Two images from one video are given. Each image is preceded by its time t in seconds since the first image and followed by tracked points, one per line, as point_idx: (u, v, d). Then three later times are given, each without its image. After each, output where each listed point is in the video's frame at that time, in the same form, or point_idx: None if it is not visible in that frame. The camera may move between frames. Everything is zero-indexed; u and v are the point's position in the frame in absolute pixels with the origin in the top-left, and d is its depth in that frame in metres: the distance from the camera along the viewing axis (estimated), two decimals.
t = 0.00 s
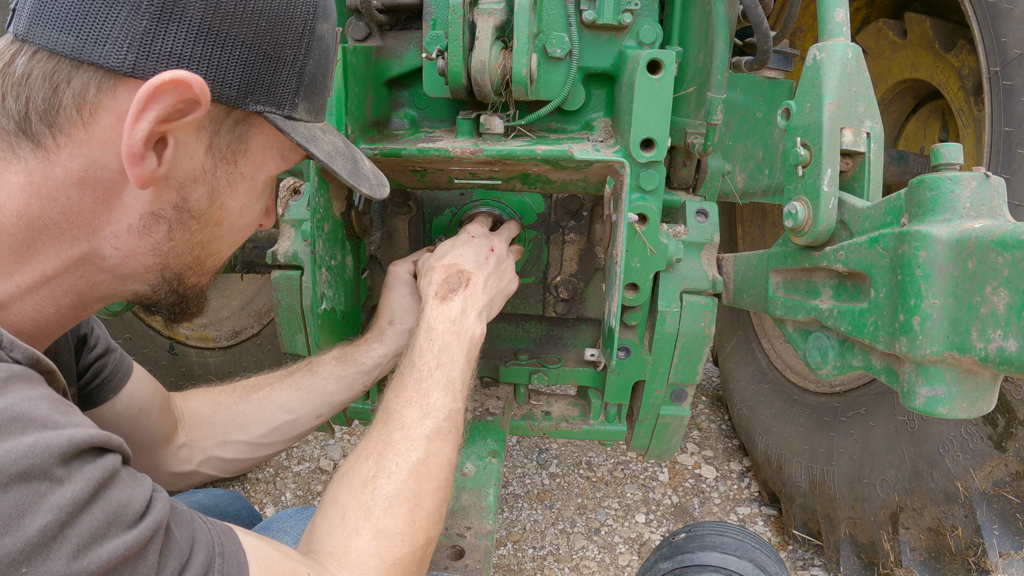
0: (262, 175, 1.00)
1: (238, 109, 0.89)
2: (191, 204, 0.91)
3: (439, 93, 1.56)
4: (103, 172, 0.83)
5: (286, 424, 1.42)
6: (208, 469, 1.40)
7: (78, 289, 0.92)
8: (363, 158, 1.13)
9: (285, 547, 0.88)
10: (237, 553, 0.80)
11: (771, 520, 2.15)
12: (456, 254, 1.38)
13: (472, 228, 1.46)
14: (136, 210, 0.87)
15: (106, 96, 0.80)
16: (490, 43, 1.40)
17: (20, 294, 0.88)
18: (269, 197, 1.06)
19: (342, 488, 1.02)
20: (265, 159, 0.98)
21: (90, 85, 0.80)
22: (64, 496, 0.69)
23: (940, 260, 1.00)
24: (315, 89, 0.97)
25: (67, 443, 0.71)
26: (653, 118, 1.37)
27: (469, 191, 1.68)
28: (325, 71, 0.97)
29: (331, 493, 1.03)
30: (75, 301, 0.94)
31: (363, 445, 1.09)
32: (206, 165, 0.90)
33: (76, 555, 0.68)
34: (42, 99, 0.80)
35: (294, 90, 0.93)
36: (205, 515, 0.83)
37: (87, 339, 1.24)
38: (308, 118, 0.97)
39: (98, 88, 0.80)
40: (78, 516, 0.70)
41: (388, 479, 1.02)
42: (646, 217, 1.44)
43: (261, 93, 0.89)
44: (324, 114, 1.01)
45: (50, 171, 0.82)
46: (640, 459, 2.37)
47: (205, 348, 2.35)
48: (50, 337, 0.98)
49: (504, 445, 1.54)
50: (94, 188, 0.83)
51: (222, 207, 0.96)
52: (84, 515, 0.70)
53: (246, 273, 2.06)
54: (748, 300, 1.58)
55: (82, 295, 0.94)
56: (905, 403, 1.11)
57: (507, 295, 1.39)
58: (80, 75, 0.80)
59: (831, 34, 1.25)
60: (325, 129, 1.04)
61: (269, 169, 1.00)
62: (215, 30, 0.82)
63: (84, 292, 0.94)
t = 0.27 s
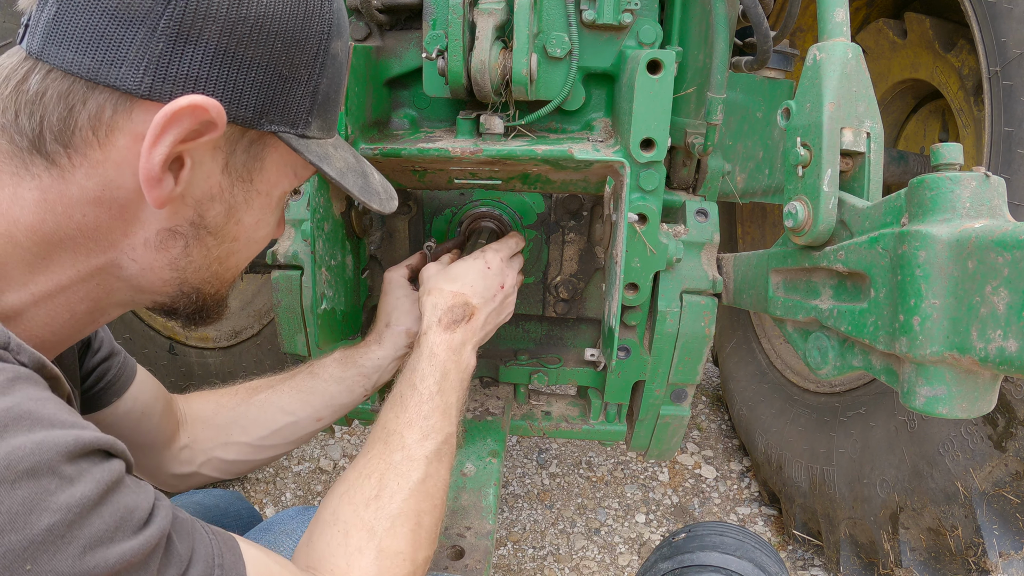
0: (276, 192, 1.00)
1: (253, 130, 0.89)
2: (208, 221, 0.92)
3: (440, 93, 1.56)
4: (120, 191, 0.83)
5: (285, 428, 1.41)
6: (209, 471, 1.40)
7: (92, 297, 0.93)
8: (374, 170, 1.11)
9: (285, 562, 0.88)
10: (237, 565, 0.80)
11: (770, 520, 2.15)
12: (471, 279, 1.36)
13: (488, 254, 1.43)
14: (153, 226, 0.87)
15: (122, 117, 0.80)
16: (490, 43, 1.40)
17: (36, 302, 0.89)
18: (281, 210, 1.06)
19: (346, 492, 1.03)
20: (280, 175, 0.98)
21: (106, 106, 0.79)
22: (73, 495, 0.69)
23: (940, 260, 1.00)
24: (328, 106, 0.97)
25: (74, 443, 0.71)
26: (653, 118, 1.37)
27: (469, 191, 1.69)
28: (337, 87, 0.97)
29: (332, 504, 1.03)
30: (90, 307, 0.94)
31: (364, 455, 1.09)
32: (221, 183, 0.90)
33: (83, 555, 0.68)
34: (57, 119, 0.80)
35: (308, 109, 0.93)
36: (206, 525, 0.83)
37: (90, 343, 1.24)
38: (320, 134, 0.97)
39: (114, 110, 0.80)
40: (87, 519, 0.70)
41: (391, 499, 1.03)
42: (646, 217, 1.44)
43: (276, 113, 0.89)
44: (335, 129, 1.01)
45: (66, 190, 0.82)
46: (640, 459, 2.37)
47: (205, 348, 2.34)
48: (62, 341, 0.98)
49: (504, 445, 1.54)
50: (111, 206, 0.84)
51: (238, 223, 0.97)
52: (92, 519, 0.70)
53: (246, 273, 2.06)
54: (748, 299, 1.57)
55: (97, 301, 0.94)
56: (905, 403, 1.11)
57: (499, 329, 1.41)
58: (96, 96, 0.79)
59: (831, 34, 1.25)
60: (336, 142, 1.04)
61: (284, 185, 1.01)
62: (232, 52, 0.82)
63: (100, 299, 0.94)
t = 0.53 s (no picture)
0: (259, 207, 1.01)
1: (239, 150, 0.89)
2: (192, 232, 0.93)
3: (440, 93, 1.56)
4: (107, 201, 0.84)
5: (270, 433, 1.40)
6: (201, 490, 1.37)
7: (66, 286, 0.93)
8: (353, 186, 1.13)
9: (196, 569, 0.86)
10: (128, 552, 0.79)
11: (771, 520, 2.15)
12: (460, 320, 1.28)
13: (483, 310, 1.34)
14: (136, 233, 0.89)
15: (116, 134, 0.81)
16: (491, 43, 1.41)
17: (10, 288, 0.90)
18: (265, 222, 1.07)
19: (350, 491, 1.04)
20: (265, 192, 0.99)
21: (101, 123, 0.81)
22: None
23: (940, 260, 1.00)
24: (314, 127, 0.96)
25: None
26: (653, 118, 1.37)
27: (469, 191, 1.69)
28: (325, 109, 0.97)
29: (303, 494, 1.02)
30: (60, 296, 0.94)
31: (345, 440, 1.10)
32: (207, 199, 0.91)
33: None
34: (53, 130, 0.81)
35: (295, 131, 0.93)
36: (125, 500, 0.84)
37: (88, 352, 1.27)
38: (304, 155, 0.97)
39: (107, 126, 0.81)
40: None
41: (345, 509, 0.99)
42: (647, 217, 1.44)
43: (262, 135, 0.89)
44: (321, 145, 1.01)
45: (57, 198, 0.83)
46: (640, 459, 2.37)
47: (205, 348, 2.34)
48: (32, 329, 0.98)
49: (504, 445, 1.54)
50: (99, 214, 0.85)
51: (220, 235, 0.98)
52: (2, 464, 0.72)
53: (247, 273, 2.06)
54: (749, 300, 1.58)
55: (69, 294, 0.94)
56: (905, 403, 1.11)
57: (481, 393, 1.29)
58: (91, 113, 0.81)
59: (831, 34, 1.25)
60: (320, 163, 1.05)
61: (266, 201, 1.01)
62: (222, 77, 0.83)
63: (71, 292, 0.94)
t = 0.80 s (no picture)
0: (220, 166, 0.99)
1: (193, 98, 0.88)
2: (149, 188, 0.92)
3: (440, 94, 1.56)
4: (64, 153, 0.84)
5: (264, 428, 1.39)
6: (197, 484, 1.37)
7: (36, 260, 0.94)
8: (321, 151, 1.08)
9: None
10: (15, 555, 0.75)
11: (771, 520, 2.15)
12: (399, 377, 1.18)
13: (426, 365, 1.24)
14: (94, 190, 0.89)
15: (69, 82, 0.81)
16: (491, 44, 1.41)
17: None
18: (230, 187, 1.06)
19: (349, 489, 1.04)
20: (224, 149, 0.98)
21: (55, 71, 0.81)
22: None
23: (940, 260, 1.00)
24: (271, 83, 0.94)
25: None
26: (654, 118, 1.37)
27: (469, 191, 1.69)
28: (282, 65, 0.95)
29: (288, 506, 1.02)
30: (31, 271, 0.95)
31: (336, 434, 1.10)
32: (162, 151, 0.90)
33: None
34: (11, 84, 0.81)
35: (249, 83, 0.91)
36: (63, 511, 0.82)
37: (86, 348, 1.26)
38: (264, 110, 0.95)
39: (61, 74, 0.81)
40: None
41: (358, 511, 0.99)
42: (647, 218, 1.45)
43: (215, 83, 0.88)
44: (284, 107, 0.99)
45: (15, 152, 0.83)
46: (640, 459, 2.37)
47: (205, 348, 2.34)
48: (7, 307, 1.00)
49: (504, 445, 1.54)
50: (55, 167, 0.85)
51: (180, 193, 0.96)
52: None
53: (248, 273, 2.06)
54: (749, 300, 1.58)
55: (38, 267, 0.95)
56: (906, 403, 1.11)
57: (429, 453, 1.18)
58: (46, 61, 0.81)
59: (831, 34, 1.25)
60: (285, 123, 1.00)
61: (227, 160, 0.99)
62: (171, 22, 0.82)
63: (40, 265, 0.95)
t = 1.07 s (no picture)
0: (223, 157, 1.00)
1: (197, 88, 0.89)
2: (153, 179, 0.92)
3: (440, 94, 1.56)
4: (71, 144, 0.84)
5: (286, 426, 1.41)
6: (216, 483, 1.36)
7: (46, 261, 0.94)
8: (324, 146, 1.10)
9: None
10: None
11: (771, 520, 2.15)
12: (433, 389, 1.18)
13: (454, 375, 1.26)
14: (99, 182, 0.88)
15: (75, 71, 0.81)
16: (491, 44, 1.41)
17: None
18: (232, 181, 1.07)
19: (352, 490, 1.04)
20: (226, 141, 0.99)
21: (60, 61, 0.81)
22: None
23: (940, 260, 1.00)
24: (272, 75, 0.97)
25: None
26: (654, 118, 1.37)
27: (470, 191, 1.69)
28: (282, 59, 0.98)
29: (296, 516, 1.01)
30: (41, 274, 0.95)
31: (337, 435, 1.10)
32: (167, 142, 0.91)
33: None
34: (17, 74, 0.81)
35: (251, 73, 0.93)
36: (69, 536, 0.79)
37: (94, 354, 1.27)
38: (266, 103, 0.97)
39: (66, 63, 0.81)
40: None
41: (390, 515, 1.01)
42: (647, 218, 1.45)
43: (219, 73, 0.90)
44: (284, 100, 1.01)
45: (20, 143, 0.83)
46: (641, 459, 2.37)
47: (205, 348, 2.34)
48: (16, 312, 0.99)
49: (505, 445, 1.54)
50: (62, 158, 0.85)
51: (183, 184, 0.97)
52: None
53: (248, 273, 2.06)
54: (749, 301, 1.58)
55: (48, 268, 0.95)
56: (906, 404, 1.11)
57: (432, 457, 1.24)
58: (52, 52, 0.81)
59: (832, 35, 1.25)
60: (288, 117, 1.02)
61: (230, 151, 1.01)
62: (177, 12, 0.84)
63: (50, 265, 0.95)
